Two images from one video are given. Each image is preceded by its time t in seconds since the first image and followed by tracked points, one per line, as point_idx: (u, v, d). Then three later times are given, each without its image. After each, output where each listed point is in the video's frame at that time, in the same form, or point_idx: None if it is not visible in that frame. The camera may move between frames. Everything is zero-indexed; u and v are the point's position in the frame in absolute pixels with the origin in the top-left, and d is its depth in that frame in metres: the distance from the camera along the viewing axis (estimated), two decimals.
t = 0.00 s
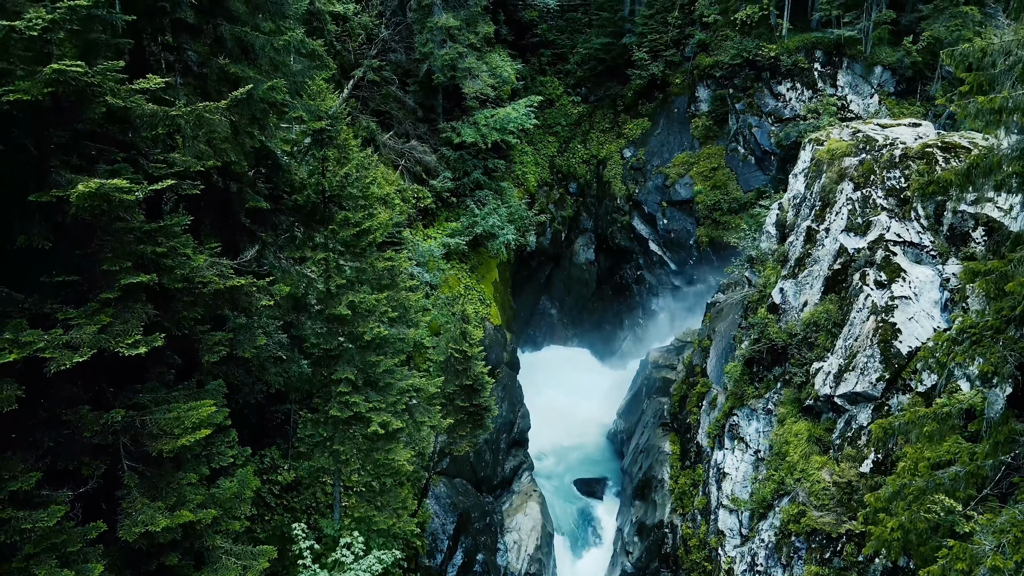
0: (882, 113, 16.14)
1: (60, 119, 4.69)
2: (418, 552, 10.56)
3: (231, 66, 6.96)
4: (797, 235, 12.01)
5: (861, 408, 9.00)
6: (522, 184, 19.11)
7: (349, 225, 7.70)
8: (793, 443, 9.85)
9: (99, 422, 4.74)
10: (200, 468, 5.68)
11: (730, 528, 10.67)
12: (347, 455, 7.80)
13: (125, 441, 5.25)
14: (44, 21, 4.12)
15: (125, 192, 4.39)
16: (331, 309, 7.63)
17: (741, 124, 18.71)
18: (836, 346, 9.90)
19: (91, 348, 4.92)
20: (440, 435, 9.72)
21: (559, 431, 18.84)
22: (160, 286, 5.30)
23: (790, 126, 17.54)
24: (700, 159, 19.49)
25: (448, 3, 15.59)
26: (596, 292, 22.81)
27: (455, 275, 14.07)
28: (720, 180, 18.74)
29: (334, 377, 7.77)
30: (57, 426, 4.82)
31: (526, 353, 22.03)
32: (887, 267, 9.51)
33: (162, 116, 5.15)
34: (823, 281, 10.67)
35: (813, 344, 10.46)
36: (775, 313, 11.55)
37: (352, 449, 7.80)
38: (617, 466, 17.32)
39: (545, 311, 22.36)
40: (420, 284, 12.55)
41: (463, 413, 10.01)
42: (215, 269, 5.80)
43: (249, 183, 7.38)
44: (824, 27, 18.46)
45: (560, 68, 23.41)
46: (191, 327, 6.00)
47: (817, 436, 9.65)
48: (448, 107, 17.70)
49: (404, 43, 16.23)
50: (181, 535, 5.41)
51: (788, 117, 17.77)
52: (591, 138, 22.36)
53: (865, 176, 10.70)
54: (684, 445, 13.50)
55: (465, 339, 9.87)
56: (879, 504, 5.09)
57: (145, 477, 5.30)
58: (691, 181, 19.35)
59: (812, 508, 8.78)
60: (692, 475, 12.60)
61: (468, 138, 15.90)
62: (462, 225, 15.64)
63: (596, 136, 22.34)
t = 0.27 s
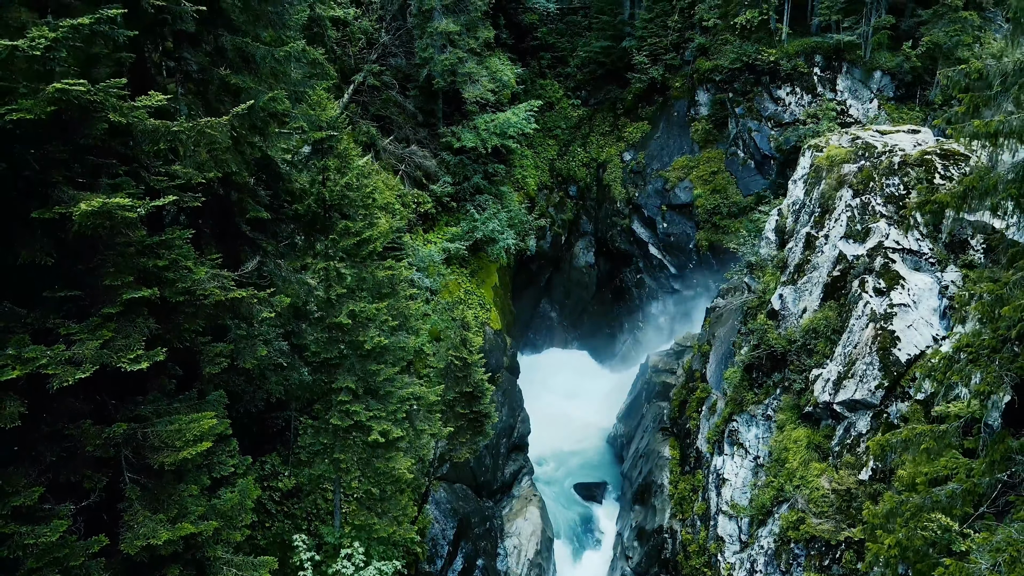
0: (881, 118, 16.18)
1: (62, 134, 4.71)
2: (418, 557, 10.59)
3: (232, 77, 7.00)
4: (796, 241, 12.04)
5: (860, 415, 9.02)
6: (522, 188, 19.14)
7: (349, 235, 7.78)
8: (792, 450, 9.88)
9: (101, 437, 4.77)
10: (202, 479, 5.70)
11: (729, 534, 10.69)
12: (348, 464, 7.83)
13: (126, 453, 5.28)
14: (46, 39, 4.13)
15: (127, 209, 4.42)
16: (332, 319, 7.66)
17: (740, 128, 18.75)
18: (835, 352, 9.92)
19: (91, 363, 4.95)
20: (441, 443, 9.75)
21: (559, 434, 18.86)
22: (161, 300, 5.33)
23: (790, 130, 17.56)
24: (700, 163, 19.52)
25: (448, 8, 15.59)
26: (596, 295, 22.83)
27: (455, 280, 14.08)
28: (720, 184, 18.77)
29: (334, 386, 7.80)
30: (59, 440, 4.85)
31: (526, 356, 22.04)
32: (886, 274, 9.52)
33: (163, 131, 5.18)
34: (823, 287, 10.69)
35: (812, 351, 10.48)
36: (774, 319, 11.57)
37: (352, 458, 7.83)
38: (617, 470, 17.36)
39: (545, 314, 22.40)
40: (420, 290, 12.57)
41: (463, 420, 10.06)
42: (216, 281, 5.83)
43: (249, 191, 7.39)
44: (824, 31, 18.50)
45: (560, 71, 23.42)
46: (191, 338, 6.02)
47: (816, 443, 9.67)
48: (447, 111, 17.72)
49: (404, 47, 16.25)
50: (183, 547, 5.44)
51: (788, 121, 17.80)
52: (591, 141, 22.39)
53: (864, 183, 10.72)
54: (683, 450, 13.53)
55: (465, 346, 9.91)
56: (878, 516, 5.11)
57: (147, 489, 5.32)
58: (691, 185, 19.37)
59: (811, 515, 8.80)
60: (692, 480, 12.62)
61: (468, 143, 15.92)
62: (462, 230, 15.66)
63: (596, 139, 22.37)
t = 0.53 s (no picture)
0: (881, 123, 16.21)
1: (64, 148, 4.75)
2: (418, 562, 10.61)
3: (233, 87, 7.03)
4: (795, 246, 12.07)
5: (859, 421, 9.05)
6: (522, 192, 19.17)
7: (349, 243, 7.78)
8: (791, 456, 9.90)
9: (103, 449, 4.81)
10: (201, 490, 5.72)
11: (729, 540, 10.69)
12: (348, 471, 7.85)
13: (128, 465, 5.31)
14: (49, 56, 4.18)
15: (128, 224, 4.45)
16: (333, 326, 7.68)
17: (739, 132, 18.79)
18: (835, 358, 9.94)
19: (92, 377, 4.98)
20: (441, 449, 9.77)
21: (559, 438, 18.90)
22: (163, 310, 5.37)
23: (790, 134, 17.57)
24: (700, 166, 19.55)
25: (448, 12, 15.61)
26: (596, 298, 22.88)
27: (455, 284, 14.12)
28: (720, 187, 18.80)
29: (335, 394, 7.83)
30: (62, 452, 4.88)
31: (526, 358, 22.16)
32: (885, 280, 9.53)
33: (164, 145, 5.22)
34: (822, 293, 10.71)
35: (812, 357, 10.49)
36: (774, 324, 11.60)
37: (353, 465, 7.86)
38: (616, 474, 17.40)
39: (545, 316, 22.53)
40: (420, 295, 12.60)
41: (463, 426, 10.11)
42: (217, 292, 5.86)
43: (250, 201, 7.42)
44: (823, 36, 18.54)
45: (560, 74, 23.42)
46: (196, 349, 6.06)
47: (815, 449, 9.69)
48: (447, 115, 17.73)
49: (404, 51, 16.28)
50: (183, 558, 5.45)
51: (788, 125, 17.81)
52: (591, 144, 22.41)
53: (863, 189, 10.73)
54: (683, 455, 13.56)
55: (465, 352, 9.95)
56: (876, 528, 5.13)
57: (149, 500, 5.34)
58: (690, 189, 19.40)
59: (810, 521, 8.82)
60: (692, 485, 12.64)
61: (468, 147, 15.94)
62: (462, 234, 15.70)
63: (596, 142, 22.39)
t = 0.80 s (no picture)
0: (880, 128, 16.22)
1: (66, 163, 4.78)
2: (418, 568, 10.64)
3: (235, 97, 7.07)
4: (795, 252, 12.09)
5: (858, 428, 9.07)
6: (522, 195, 19.20)
7: (349, 251, 7.77)
8: (791, 462, 9.92)
9: (105, 461, 4.84)
10: (202, 501, 5.74)
11: (728, 545, 10.72)
12: (348, 479, 7.88)
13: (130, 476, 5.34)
14: (51, 72, 4.21)
15: (129, 239, 4.48)
16: (333, 334, 7.71)
17: (739, 135, 18.82)
18: (834, 364, 9.95)
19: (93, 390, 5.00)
20: (441, 455, 9.79)
21: (559, 441, 18.92)
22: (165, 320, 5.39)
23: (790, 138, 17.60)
24: (699, 170, 19.60)
25: (448, 17, 15.63)
26: (596, 301, 22.90)
27: (456, 289, 14.16)
28: (719, 191, 18.83)
29: (335, 402, 7.85)
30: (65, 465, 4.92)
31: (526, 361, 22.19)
32: (884, 287, 9.56)
33: (166, 158, 5.26)
34: (821, 299, 10.73)
35: (811, 362, 10.51)
36: (773, 329, 11.62)
37: (353, 472, 7.88)
38: (616, 477, 17.42)
39: (545, 319, 22.55)
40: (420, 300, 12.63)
41: (463, 432, 10.14)
42: (219, 303, 5.89)
43: (250, 210, 7.45)
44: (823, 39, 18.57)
45: (560, 77, 23.42)
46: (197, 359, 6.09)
47: (814, 455, 9.71)
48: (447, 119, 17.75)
49: (404, 55, 16.31)
50: (184, 568, 5.47)
51: (787, 129, 17.84)
52: (591, 147, 22.43)
53: (862, 195, 10.75)
54: (682, 460, 13.59)
55: (465, 359, 9.98)
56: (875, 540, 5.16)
57: (151, 511, 5.37)
58: (690, 193, 19.44)
59: (809, 527, 8.85)
60: (691, 490, 12.67)
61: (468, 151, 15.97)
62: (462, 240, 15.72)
63: (596, 145, 22.41)
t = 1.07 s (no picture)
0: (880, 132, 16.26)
1: (68, 177, 4.80)
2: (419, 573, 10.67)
3: (236, 106, 7.10)
4: (795, 257, 12.11)
5: (857, 434, 9.09)
6: (522, 198, 19.22)
7: (349, 259, 7.81)
8: (790, 467, 9.94)
9: (107, 473, 4.87)
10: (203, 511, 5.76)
11: (728, 550, 10.74)
12: (349, 486, 7.91)
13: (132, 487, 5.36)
14: (53, 89, 4.24)
15: (131, 254, 4.50)
16: (333, 342, 7.73)
17: (739, 139, 18.87)
18: (834, 370, 9.97)
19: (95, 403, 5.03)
20: (441, 462, 9.82)
21: (559, 444, 18.94)
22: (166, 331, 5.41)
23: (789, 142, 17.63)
24: (699, 173, 19.61)
25: (448, 21, 15.65)
26: (596, 304, 22.91)
27: (456, 293, 14.18)
28: (719, 195, 18.84)
29: (336, 410, 7.88)
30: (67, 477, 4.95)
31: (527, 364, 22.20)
32: (883, 293, 9.58)
33: (168, 170, 5.28)
34: (820, 305, 10.76)
35: (810, 368, 10.54)
36: (772, 335, 11.63)
37: (354, 480, 7.91)
38: (616, 481, 17.43)
39: (545, 322, 22.56)
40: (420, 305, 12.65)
41: (464, 438, 10.17)
42: (220, 313, 5.92)
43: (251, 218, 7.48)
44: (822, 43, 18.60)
45: (560, 79, 23.37)
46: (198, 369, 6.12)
47: (813, 460, 9.73)
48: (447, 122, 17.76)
49: (404, 59, 16.33)
50: None
51: (787, 133, 17.87)
52: (591, 150, 22.44)
53: (862, 201, 10.77)
54: (682, 464, 13.62)
55: (465, 365, 10.01)
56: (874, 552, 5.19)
57: (152, 521, 5.39)
58: (690, 196, 19.47)
59: (808, 533, 8.88)
60: (691, 495, 12.68)
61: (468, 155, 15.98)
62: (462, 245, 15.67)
63: (596, 148, 22.43)
